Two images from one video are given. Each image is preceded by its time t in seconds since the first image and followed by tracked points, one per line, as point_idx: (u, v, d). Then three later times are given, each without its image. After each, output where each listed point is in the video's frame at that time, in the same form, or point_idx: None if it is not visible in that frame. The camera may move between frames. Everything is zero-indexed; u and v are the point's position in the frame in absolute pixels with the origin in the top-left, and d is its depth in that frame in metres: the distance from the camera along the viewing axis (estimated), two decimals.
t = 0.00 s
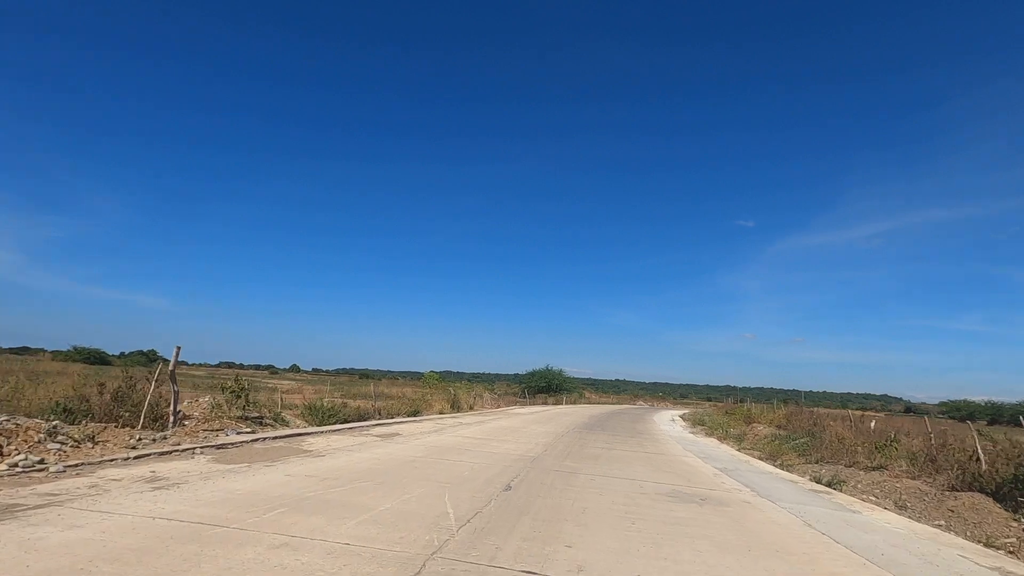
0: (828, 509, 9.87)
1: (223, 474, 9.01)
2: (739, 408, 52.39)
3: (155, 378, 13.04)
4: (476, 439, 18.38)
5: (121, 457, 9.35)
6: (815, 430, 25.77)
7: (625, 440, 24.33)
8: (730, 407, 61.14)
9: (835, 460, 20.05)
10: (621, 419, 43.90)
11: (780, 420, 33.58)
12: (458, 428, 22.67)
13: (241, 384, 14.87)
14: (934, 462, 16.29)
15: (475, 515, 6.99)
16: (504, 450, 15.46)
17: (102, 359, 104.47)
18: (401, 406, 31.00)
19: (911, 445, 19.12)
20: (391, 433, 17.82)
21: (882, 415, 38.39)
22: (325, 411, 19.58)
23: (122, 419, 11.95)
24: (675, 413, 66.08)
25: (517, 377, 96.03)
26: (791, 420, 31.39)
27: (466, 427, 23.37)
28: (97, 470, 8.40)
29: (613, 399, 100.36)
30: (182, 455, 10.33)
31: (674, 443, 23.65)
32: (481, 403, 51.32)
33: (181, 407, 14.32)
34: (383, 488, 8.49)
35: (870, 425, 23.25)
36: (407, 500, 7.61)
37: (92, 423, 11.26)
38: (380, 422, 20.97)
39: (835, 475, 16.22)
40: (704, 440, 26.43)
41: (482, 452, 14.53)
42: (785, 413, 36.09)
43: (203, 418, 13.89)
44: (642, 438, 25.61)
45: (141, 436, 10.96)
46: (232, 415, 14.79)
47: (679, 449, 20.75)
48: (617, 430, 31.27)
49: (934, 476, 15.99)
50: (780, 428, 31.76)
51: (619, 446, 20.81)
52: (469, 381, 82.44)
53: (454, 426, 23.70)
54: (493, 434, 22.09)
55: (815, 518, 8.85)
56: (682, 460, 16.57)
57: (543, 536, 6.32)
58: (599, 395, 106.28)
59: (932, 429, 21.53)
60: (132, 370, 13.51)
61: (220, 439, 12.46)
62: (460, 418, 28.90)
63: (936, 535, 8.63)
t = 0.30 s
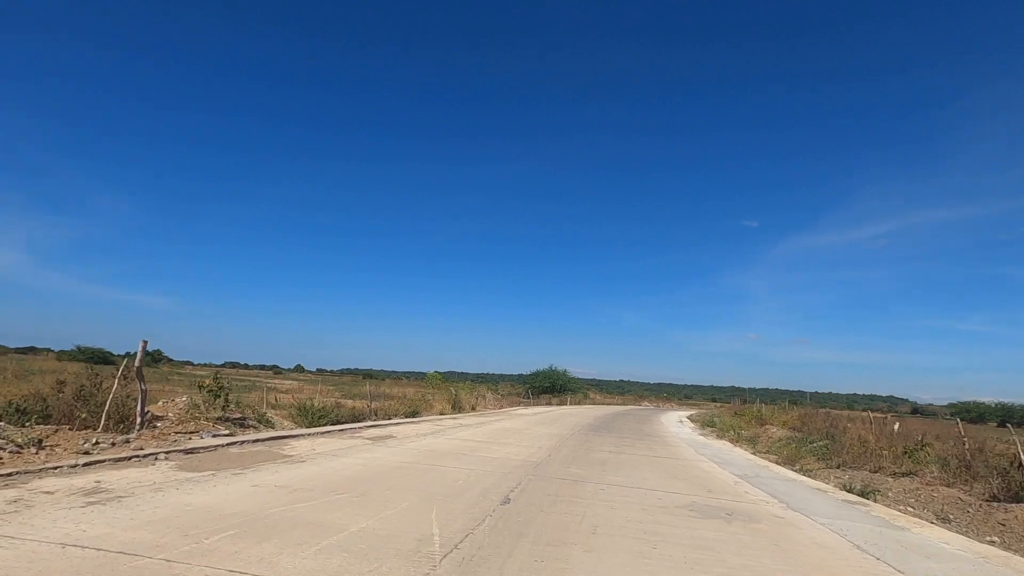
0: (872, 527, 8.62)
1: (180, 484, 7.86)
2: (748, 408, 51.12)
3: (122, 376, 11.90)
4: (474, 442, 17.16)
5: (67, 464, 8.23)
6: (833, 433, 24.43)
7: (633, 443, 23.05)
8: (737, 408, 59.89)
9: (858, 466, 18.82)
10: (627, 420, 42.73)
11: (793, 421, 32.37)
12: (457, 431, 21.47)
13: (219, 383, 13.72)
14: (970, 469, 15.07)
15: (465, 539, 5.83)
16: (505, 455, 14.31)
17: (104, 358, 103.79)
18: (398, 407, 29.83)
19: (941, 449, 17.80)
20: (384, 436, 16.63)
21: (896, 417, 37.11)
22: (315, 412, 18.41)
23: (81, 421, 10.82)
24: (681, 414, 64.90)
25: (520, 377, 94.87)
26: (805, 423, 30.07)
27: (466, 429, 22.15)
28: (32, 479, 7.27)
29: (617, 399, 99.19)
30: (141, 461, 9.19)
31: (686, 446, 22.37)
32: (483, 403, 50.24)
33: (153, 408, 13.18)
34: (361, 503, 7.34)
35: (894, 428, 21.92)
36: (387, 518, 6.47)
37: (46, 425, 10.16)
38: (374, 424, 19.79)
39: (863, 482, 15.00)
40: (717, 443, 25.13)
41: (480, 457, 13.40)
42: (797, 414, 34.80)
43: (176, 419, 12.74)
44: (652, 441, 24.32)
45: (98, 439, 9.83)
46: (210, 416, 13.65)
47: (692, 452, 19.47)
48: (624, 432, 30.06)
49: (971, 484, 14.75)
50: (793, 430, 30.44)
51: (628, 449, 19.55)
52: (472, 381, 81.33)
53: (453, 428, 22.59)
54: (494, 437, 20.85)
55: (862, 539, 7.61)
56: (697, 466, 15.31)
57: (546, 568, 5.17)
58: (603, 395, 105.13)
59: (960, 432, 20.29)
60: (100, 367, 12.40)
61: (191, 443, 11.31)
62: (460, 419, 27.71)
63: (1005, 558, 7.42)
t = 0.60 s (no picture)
0: (928, 549, 7.43)
1: (119, 501, 6.70)
2: (755, 409, 49.88)
3: (77, 376, 10.71)
4: (470, 446, 15.99)
5: None
6: (851, 435, 23.21)
7: (640, 445, 21.84)
8: (744, 408, 58.64)
9: (883, 472, 17.63)
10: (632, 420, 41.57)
11: (806, 422, 31.19)
12: (453, 433, 20.28)
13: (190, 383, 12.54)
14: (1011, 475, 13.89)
15: None
16: (503, 461, 13.15)
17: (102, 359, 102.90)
18: (393, 408, 28.63)
19: (973, 453, 16.59)
20: (374, 440, 15.46)
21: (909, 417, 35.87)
22: (300, 415, 17.22)
23: (25, 426, 9.64)
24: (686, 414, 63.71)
25: (522, 377, 93.68)
26: (819, 424, 28.85)
27: (462, 432, 20.96)
28: None
29: (620, 399, 97.98)
30: (84, 472, 8.04)
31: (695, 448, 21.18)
32: (483, 403, 49.10)
33: (115, 409, 12.00)
34: (330, 525, 6.19)
35: (917, 429, 20.70)
36: (355, 547, 5.31)
37: None
38: (364, 427, 18.64)
39: (894, 490, 13.83)
40: (727, 445, 23.97)
41: (476, 464, 12.24)
42: (808, 414, 33.58)
43: (139, 422, 11.55)
44: (659, 443, 23.12)
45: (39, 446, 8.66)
46: (179, 419, 12.47)
47: (703, 456, 18.28)
48: (629, 433, 28.88)
49: (1012, 492, 13.57)
50: (806, 432, 29.22)
51: (635, 452, 18.35)
52: (473, 381, 80.18)
53: (450, 430, 21.44)
54: (492, 440, 19.67)
55: (925, 565, 6.44)
56: (712, 472, 14.12)
57: None
58: (607, 396, 103.92)
59: (990, 434, 19.10)
60: (54, 363, 11.23)
61: (152, 450, 10.13)
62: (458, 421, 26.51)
63: None
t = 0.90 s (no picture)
0: None
1: (26, 527, 5.51)
2: (758, 408, 48.87)
3: (16, 377, 9.52)
4: (463, 451, 14.79)
5: None
6: (867, 436, 22.04)
7: (645, 447, 20.67)
8: (746, 408, 57.62)
9: (906, 478, 16.53)
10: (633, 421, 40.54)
11: (815, 421, 30.13)
12: (447, 437, 19.06)
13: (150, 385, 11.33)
14: None
15: None
16: (498, 467, 12.01)
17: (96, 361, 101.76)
18: (386, 410, 27.45)
19: (1005, 455, 15.48)
20: (358, 446, 14.24)
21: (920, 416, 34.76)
22: (281, 419, 16.00)
23: None
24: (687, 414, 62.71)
25: (520, 377, 92.47)
26: (829, 424, 27.68)
27: (457, 435, 19.75)
28: None
29: (619, 399, 97.05)
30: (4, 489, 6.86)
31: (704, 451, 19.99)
32: (481, 405, 48.02)
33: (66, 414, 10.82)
34: (280, 556, 5.05)
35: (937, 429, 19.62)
36: None
37: None
38: (351, 431, 17.43)
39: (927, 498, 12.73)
40: (736, 447, 22.78)
41: (468, 471, 11.10)
42: (816, 414, 32.46)
43: (90, 429, 10.36)
44: (664, 445, 21.94)
45: None
46: (138, 424, 11.26)
47: (714, 460, 17.07)
48: (632, 435, 27.79)
49: None
50: (816, 433, 28.08)
51: (641, 455, 17.16)
52: (471, 382, 78.98)
53: (444, 433, 20.30)
54: (488, 443, 18.47)
55: None
56: (727, 479, 12.94)
57: None
58: (606, 396, 102.98)
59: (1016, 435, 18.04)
60: None
61: (97, 461, 8.93)
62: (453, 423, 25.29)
63: None
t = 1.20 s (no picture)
0: None
1: None
2: (759, 408, 47.87)
3: None
4: (454, 458, 13.53)
5: None
6: (882, 438, 20.85)
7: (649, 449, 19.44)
8: (747, 407, 56.58)
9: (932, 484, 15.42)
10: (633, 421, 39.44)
11: (822, 421, 29.06)
12: (437, 441, 17.79)
13: (97, 386, 10.04)
14: None
15: None
16: (491, 477, 10.84)
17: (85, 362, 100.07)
18: (376, 411, 26.23)
19: None
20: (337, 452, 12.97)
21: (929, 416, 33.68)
22: (255, 422, 14.68)
23: None
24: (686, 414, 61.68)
25: (517, 377, 91.19)
26: (839, 426, 26.50)
27: (448, 438, 18.47)
28: None
29: (617, 399, 96.05)
30: None
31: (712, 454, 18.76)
32: (476, 405, 46.84)
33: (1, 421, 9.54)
34: None
35: (959, 429, 18.54)
36: None
37: None
38: (333, 435, 16.12)
39: (964, 509, 11.61)
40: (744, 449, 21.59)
41: (457, 482, 9.93)
42: (823, 414, 31.32)
43: (25, 437, 9.09)
44: (668, 446, 20.71)
45: None
46: (84, 431, 9.96)
47: (725, 464, 15.85)
48: (633, 436, 26.67)
49: None
50: (825, 434, 26.89)
51: (646, 459, 15.93)
52: (467, 382, 77.62)
53: (435, 437, 19.09)
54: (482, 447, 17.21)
55: None
56: (743, 488, 11.75)
57: None
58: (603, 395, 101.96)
59: None
60: None
61: (23, 476, 7.67)
62: (445, 426, 23.99)
63: None
